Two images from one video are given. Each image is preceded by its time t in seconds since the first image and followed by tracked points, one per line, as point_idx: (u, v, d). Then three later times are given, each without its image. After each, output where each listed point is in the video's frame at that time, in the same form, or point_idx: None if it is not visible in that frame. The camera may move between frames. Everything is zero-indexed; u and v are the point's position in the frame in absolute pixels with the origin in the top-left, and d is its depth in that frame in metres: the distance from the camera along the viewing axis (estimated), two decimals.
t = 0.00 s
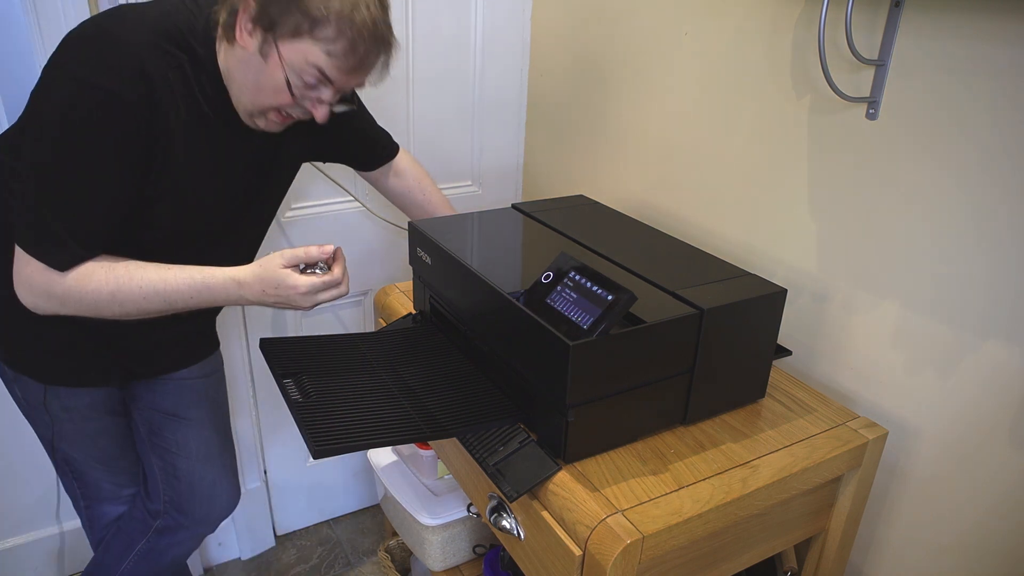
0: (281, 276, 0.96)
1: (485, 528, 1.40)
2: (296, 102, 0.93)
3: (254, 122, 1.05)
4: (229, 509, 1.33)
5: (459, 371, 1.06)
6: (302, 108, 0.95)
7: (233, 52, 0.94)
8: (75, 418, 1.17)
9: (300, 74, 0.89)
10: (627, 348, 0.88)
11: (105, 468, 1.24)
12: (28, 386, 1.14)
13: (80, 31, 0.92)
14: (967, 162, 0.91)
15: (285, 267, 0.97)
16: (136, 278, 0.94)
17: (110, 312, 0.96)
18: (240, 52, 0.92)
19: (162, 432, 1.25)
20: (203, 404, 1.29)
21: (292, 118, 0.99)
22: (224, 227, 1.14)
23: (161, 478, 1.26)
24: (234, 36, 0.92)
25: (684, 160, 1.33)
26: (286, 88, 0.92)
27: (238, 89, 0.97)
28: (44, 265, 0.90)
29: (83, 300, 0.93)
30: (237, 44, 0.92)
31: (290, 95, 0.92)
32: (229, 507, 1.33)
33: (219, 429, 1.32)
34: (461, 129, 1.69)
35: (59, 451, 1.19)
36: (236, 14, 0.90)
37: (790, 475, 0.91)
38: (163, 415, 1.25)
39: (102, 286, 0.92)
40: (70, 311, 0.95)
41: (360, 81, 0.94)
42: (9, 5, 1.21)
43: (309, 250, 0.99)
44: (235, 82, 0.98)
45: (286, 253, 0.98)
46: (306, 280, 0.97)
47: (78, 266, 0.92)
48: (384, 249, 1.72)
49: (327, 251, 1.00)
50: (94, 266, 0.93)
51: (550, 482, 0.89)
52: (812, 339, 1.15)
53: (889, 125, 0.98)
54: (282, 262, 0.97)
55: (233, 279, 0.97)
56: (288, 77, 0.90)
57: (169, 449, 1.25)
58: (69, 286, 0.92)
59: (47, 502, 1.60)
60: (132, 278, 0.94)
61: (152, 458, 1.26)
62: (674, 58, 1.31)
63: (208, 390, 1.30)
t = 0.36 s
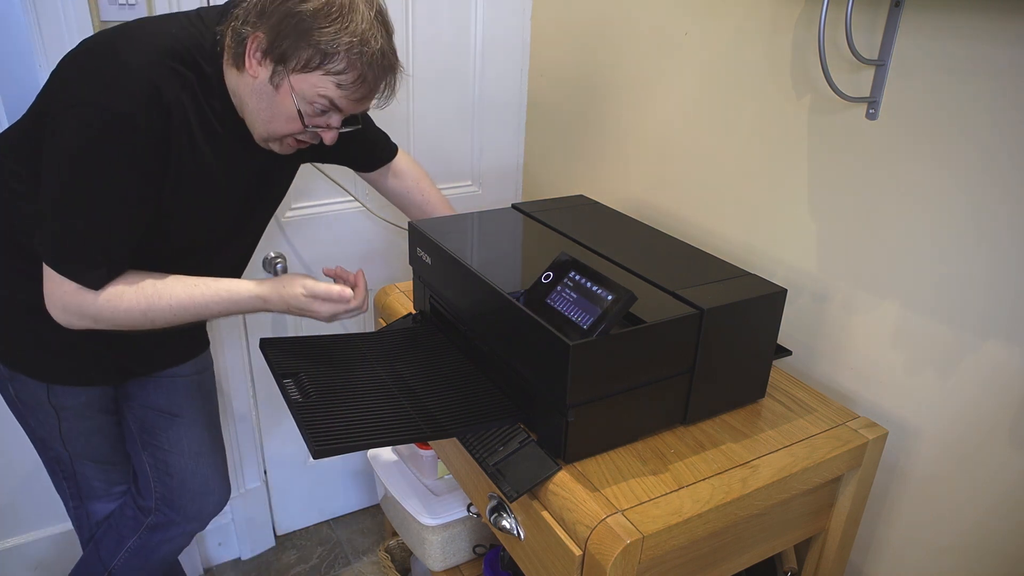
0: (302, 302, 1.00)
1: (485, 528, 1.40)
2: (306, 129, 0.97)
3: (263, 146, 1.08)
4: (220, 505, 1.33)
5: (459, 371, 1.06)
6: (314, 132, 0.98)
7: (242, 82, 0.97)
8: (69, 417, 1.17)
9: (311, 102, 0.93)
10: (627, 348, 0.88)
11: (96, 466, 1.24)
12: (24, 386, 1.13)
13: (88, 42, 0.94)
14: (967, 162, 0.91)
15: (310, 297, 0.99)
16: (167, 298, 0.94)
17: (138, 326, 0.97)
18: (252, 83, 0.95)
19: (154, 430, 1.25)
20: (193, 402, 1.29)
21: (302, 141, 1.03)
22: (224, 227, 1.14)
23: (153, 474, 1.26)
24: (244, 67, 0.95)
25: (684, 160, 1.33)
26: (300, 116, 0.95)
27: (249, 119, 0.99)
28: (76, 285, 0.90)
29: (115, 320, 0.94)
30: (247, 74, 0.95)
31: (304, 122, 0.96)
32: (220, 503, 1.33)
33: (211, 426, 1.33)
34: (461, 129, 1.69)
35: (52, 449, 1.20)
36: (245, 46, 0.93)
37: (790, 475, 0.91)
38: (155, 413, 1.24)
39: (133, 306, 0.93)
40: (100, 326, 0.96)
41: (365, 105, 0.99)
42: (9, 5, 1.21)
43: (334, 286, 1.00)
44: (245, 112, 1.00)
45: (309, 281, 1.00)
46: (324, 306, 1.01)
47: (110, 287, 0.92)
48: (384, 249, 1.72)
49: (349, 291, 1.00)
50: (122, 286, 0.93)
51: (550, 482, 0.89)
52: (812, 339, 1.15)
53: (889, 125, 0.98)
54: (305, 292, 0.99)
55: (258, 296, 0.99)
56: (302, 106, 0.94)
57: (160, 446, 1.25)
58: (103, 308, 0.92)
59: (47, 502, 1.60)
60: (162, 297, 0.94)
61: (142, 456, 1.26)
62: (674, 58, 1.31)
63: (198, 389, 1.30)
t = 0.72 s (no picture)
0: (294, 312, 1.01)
1: (485, 528, 1.40)
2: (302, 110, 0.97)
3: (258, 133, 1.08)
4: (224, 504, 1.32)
5: (459, 371, 1.06)
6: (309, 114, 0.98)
7: (235, 66, 0.97)
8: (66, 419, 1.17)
9: (307, 82, 0.93)
10: (627, 348, 0.88)
11: (96, 468, 1.24)
12: (22, 388, 1.13)
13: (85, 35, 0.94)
14: (967, 162, 0.91)
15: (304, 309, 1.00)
16: (161, 296, 0.93)
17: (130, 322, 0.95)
18: (247, 64, 0.94)
19: (154, 432, 1.25)
20: (193, 403, 1.29)
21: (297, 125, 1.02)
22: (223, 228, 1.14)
23: (153, 475, 1.26)
24: (237, 49, 0.95)
25: (683, 160, 1.33)
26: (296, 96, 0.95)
27: (244, 103, 0.99)
28: (73, 277, 0.90)
29: (107, 313, 0.93)
30: (241, 57, 0.95)
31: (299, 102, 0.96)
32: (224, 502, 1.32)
33: (211, 426, 1.32)
34: (461, 130, 1.69)
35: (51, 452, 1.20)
36: (238, 29, 0.93)
37: (790, 475, 0.91)
38: (154, 414, 1.25)
39: (124, 300, 0.92)
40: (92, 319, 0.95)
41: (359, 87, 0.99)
42: (9, 5, 1.21)
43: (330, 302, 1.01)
44: (240, 97, 1.00)
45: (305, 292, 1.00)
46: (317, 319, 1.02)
47: (104, 280, 0.92)
48: (384, 249, 1.72)
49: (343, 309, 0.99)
50: (116, 279, 0.92)
51: (550, 482, 0.89)
52: (812, 339, 1.15)
53: (889, 125, 0.98)
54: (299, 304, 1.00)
55: (253, 301, 0.98)
56: (298, 85, 0.94)
57: (160, 446, 1.25)
58: (95, 300, 0.91)
59: (47, 502, 1.60)
60: (156, 294, 0.93)
61: (143, 457, 1.26)
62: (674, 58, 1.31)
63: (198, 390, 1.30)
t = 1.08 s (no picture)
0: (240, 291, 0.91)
1: (485, 528, 1.40)
2: (271, 72, 0.95)
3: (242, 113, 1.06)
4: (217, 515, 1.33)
5: (459, 371, 1.06)
6: (277, 77, 0.95)
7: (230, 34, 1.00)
8: (60, 425, 1.17)
9: (281, 38, 0.92)
10: (627, 348, 0.88)
11: (93, 475, 1.24)
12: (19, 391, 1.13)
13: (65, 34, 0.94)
14: (967, 162, 0.91)
15: (250, 283, 0.91)
16: (114, 273, 0.91)
17: (86, 310, 0.93)
18: (237, 25, 0.97)
19: (149, 440, 1.25)
20: (190, 410, 1.29)
21: (268, 97, 0.98)
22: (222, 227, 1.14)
23: (149, 485, 1.26)
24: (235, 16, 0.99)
25: (683, 160, 1.33)
26: (268, 51, 0.93)
27: (224, 62, 0.99)
28: (34, 247, 0.89)
29: (57, 289, 0.90)
30: (235, 21, 0.98)
31: (269, 59, 0.94)
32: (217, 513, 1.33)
33: (206, 433, 1.32)
34: (461, 130, 1.69)
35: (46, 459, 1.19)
36: None
37: (790, 475, 0.91)
38: (149, 422, 1.24)
39: (76, 276, 0.90)
40: (43, 301, 0.92)
41: (339, 68, 0.96)
42: (9, 5, 1.21)
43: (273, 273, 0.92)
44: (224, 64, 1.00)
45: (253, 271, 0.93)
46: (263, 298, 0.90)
47: (59, 254, 0.90)
48: (384, 249, 1.72)
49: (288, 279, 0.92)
50: (76, 255, 0.91)
51: (549, 482, 0.88)
52: (812, 339, 1.15)
53: (889, 125, 0.98)
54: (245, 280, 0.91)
55: (208, 289, 0.94)
56: (272, 40, 0.93)
57: (155, 456, 1.26)
58: (43, 270, 0.89)
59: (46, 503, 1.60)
60: (111, 272, 0.91)
61: (138, 466, 1.26)
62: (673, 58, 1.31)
63: (194, 396, 1.30)
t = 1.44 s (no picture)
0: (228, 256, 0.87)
1: (485, 528, 1.40)
2: (260, 58, 0.95)
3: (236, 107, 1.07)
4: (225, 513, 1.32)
5: (459, 371, 1.06)
6: (266, 63, 0.95)
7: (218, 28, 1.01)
8: (64, 425, 1.17)
9: (266, 22, 0.92)
10: (627, 348, 0.88)
11: (99, 476, 1.24)
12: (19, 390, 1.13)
13: (59, 32, 0.93)
14: (967, 162, 0.91)
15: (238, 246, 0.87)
16: (103, 262, 0.90)
17: (75, 302, 0.91)
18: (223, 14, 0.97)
19: (153, 440, 1.25)
20: (194, 410, 1.29)
21: (259, 85, 0.98)
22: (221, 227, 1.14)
23: (153, 485, 1.26)
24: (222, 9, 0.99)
25: (683, 160, 1.33)
26: (254, 37, 0.94)
27: (213, 54, 1.00)
28: (22, 243, 0.88)
29: (49, 283, 0.89)
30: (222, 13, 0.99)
31: (256, 45, 0.94)
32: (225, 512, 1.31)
33: (210, 433, 1.32)
34: (461, 129, 1.69)
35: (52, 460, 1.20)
36: None
37: (790, 475, 0.91)
38: (153, 422, 1.25)
39: (68, 264, 0.89)
40: (38, 298, 0.91)
41: (328, 50, 0.95)
42: (9, 5, 1.21)
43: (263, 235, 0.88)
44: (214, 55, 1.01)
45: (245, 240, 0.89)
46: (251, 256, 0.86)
47: (50, 247, 0.89)
48: (384, 249, 1.72)
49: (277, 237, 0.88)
50: (68, 248, 0.90)
51: (550, 482, 0.89)
52: (812, 339, 1.15)
53: (889, 125, 0.98)
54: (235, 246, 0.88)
55: (198, 269, 0.90)
56: (258, 26, 0.93)
57: (160, 455, 1.26)
58: (35, 262, 0.88)
59: (46, 502, 1.60)
60: (101, 262, 0.90)
61: (143, 467, 1.26)
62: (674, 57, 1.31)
63: (198, 396, 1.30)
